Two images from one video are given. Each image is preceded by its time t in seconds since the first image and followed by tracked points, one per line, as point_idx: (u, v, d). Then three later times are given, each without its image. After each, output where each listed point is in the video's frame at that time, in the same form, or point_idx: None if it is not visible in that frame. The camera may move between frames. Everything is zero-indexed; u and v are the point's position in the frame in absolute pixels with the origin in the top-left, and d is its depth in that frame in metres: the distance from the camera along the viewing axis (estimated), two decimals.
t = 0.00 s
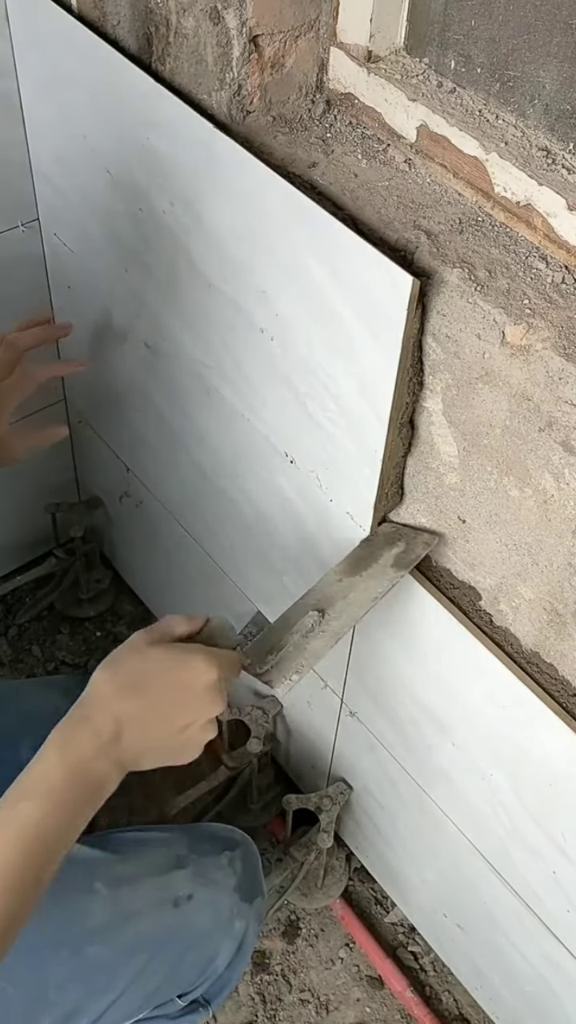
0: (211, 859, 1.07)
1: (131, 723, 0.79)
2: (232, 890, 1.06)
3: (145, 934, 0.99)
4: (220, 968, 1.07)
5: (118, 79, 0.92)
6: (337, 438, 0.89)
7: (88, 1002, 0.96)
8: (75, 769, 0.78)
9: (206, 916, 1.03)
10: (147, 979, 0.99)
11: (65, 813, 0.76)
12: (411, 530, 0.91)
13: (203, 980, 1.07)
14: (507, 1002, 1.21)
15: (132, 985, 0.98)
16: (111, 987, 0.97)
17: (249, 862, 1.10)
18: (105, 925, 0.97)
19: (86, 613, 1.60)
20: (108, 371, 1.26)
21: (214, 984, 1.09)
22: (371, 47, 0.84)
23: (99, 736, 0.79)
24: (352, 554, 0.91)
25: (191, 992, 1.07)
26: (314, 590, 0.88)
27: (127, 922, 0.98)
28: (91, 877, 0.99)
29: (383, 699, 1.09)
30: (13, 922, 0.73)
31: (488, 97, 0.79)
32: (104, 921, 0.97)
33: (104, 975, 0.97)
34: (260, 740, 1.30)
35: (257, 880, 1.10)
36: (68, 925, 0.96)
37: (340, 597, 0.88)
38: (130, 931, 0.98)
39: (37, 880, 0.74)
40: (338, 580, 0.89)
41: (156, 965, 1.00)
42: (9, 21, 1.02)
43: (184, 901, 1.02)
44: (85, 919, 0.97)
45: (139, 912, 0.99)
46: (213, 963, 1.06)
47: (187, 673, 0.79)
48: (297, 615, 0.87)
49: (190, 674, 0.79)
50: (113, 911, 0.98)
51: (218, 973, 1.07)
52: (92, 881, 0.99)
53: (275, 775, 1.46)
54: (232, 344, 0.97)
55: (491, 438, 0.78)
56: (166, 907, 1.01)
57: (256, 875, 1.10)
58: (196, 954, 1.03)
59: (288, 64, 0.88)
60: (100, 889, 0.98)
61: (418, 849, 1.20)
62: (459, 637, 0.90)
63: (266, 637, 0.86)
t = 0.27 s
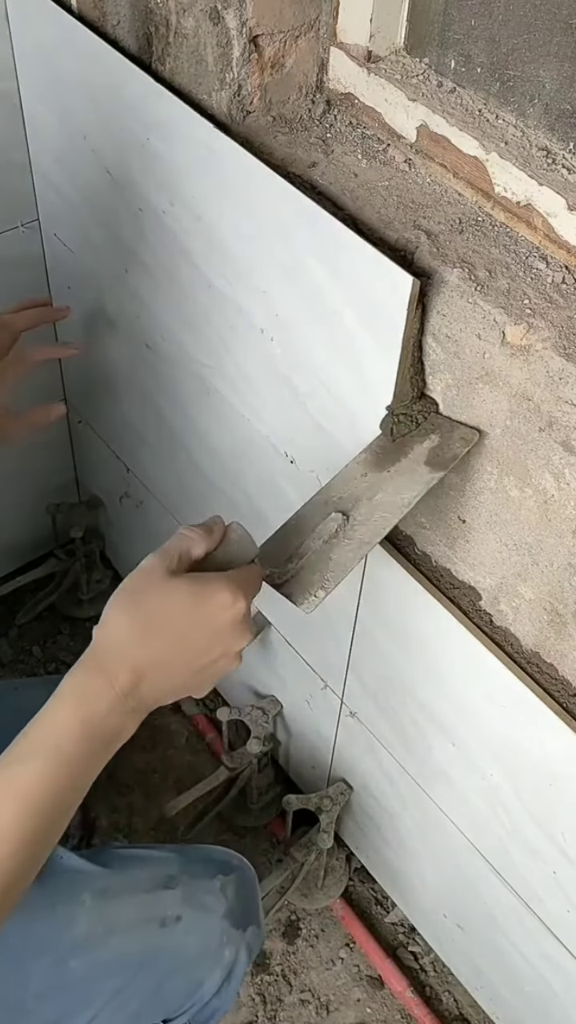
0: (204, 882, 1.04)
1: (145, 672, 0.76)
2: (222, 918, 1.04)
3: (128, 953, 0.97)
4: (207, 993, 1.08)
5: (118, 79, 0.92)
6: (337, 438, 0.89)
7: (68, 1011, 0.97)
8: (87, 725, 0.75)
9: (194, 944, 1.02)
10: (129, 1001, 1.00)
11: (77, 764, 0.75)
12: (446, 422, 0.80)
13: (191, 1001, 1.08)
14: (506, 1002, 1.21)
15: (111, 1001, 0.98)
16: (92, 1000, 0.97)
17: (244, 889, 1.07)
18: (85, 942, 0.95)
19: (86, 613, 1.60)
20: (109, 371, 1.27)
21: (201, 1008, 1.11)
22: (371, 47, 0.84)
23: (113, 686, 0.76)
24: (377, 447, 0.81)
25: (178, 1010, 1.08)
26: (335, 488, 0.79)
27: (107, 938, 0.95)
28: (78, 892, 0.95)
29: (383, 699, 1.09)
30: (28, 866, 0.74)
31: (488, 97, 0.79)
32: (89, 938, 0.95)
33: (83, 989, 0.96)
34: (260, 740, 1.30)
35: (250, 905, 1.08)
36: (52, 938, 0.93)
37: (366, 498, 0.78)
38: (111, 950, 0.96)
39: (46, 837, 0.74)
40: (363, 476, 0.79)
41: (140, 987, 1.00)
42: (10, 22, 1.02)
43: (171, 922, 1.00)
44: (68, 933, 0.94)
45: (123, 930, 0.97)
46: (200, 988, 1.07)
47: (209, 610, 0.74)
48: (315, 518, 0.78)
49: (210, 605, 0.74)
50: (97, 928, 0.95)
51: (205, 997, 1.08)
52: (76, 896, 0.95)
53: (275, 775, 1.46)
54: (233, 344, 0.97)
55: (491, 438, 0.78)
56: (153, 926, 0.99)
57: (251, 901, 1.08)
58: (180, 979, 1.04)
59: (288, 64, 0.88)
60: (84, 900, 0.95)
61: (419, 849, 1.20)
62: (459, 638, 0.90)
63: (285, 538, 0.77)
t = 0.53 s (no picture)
0: (202, 898, 1.10)
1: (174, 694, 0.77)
2: (220, 933, 1.08)
3: (124, 965, 1.02)
4: (206, 1011, 1.08)
5: (117, 79, 0.92)
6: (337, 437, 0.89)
7: None
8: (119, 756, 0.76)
9: (191, 957, 1.06)
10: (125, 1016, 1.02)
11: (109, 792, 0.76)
12: (456, 370, 0.76)
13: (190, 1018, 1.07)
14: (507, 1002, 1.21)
15: (107, 1016, 1.01)
16: (86, 1015, 1.00)
17: (243, 906, 1.13)
18: (80, 952, 1.01)
19: (86, 613, 1.60)
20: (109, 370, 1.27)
21: None
22: (371, 47, 0.84)
23: (143, 711, 0.76)
24: (383, 395, 0.79)
25: None
26: (339, 451, 0.80)
27: (104, 950, 1.02)
28: (77, 903, 1.03)
29: (383, 699, 1.09)
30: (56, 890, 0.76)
31: (488, 97, 0.79)
32: (87, 946, 1.01)
33: (80, 1001, 1.00)
34: (260, 740, 1.30)
35: (249, 925, 1.12)
36: (50, 947, 1.00)
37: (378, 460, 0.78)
38: (108, 960, 1.02)
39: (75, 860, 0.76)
40: (372, 431, 0.79)
41: (136, 1001, 1.03)
42: (10, 22, 1.02)
43: (169, 936, 1.06)
44: (66, 943, 1.01)
45: (120, 942, 1.03)
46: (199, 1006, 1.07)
47: (230, 629, 0.76)
48: (328, 486, 0.79)
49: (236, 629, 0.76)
50: (93, 937, 1.02)
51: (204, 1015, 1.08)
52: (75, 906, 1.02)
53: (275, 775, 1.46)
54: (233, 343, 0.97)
55: (491, 438, 0.78)
56: (149, 939, 1.04)
57: (249, 919, 1.13)
58: (178, 997, 1.06)
59: (288, 64, 0.88)
60: (82, 912, 1.02)
61: (419, 849, 1.20)
62: (459, 638, 0.90)
63: (294, 515, 0.80)
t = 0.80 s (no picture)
0: (212, 889, 1.12)
1: (127, 689, 0.62)
2: (230, 922, 1.10)
3: (135, 958, 1.04)
4: (215, 1003, 1.08)
5: (117, 79, 0.92)
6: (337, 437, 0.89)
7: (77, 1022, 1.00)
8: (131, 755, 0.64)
9: (202, 948, 1.07)
10: (138, 1008, 1.03)
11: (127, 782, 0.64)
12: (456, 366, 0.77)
13: (200, 1008, 1.08)
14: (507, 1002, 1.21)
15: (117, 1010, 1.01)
16: (100, 1008, 1.01)
17: (251, 898, 1.14)
18: (93, 943, 1.02)
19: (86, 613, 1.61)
20: (110, 369, 1.27)
21: None
22: (371, 47, 0.84)
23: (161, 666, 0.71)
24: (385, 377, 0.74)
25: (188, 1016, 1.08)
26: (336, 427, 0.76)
27: (118, 943, 1.03)
28: (90, 896, 1.05)
29: (383, 698, 1.09)
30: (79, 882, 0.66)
31: (488, 97, 0.80)
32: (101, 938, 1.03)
33: (94, 994, 1.01)
34: (260, 740, 1.30)
35: (258, 914, 1.14)
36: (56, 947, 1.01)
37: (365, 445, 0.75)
38: (121, 952, 1.03)
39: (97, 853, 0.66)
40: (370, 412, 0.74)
41: (148, 993, 1.04)
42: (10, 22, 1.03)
43: (180, 927, 1.07)
44: (79, 936, 1.02)
45: (133, 935, 1.04)
46: (208, 1000, 1.08)
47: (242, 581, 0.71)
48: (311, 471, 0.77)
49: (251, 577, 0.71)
50: (107, 930, 1.03)
51: (213, 1005, 1.09)
52: (87, 900, 1.05)
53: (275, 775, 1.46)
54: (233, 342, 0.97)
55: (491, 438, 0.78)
56: (162, 930, 1.06)
57: (257, 911, 1.14)
58: (188, 989, 1.07)
59: (288, 64, 0.88)
60: (95, 905, 1.04)
61: (419, 849, 1.20)
62: (459, 637, 0.90)
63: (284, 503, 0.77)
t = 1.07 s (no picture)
0: (216, 882, 1.08)
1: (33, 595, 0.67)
2: (233, 914, 1.07)
3: (141, 954, 1.02)
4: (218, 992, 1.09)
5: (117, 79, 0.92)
6: (337, 437, 0.89)
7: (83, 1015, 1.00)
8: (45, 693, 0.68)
9: (205, 941, 1.05)
10: (142, 997, 1.03)
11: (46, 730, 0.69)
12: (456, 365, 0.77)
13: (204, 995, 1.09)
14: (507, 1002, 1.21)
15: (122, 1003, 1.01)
16: (105, 1001, 1.01)
17: (255, 885, 1.11)
18: (97, 939, 1.00)
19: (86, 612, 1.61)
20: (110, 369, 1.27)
21: (215, 1006, 1.11)
22: (371, 47, 0.84)
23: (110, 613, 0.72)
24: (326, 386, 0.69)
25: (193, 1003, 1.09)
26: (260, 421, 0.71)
27: (123, 936, 1.01)
28: (93, 890, 1.03)
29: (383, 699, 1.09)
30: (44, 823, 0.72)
31: (488, 97, 0.80)
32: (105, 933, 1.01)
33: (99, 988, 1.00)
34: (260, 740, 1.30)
35: (262, 901, 1.12)
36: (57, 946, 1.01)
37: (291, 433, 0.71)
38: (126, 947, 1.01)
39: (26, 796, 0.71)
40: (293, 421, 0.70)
41: (153, 983, 1.04)
42: (10, 22, 1.03)
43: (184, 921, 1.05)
44: (81, 929, 1.00)
45: (137, 930, 1.02)
46: (212, 986, 1.09)
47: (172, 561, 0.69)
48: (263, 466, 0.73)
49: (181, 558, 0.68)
50: (110, 926, 1.01)
51: (216, 991, 1.10)
52: (88, 893, 1.03)
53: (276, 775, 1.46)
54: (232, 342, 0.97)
55: (491, 438, 0.78)
56: (166, 924, 1.04)
57: (261, 899, 1.12)
58: (191, 980, 1.07)
59: (288, 64, 0.88)
60: (98, 899, 1.02)
61: (419, 849, 1.20)
62: (459, 637, 0.90)
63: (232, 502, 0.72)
